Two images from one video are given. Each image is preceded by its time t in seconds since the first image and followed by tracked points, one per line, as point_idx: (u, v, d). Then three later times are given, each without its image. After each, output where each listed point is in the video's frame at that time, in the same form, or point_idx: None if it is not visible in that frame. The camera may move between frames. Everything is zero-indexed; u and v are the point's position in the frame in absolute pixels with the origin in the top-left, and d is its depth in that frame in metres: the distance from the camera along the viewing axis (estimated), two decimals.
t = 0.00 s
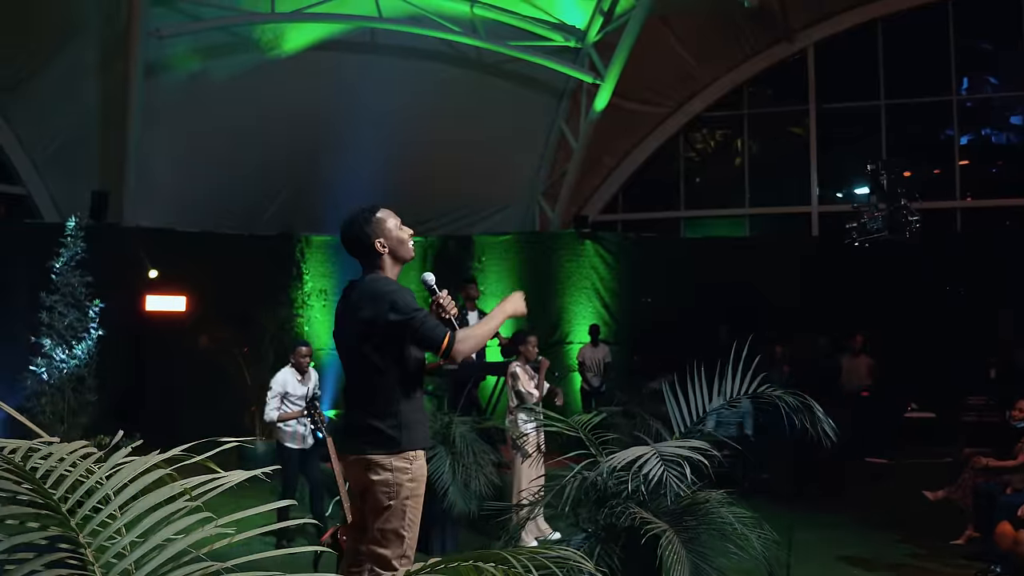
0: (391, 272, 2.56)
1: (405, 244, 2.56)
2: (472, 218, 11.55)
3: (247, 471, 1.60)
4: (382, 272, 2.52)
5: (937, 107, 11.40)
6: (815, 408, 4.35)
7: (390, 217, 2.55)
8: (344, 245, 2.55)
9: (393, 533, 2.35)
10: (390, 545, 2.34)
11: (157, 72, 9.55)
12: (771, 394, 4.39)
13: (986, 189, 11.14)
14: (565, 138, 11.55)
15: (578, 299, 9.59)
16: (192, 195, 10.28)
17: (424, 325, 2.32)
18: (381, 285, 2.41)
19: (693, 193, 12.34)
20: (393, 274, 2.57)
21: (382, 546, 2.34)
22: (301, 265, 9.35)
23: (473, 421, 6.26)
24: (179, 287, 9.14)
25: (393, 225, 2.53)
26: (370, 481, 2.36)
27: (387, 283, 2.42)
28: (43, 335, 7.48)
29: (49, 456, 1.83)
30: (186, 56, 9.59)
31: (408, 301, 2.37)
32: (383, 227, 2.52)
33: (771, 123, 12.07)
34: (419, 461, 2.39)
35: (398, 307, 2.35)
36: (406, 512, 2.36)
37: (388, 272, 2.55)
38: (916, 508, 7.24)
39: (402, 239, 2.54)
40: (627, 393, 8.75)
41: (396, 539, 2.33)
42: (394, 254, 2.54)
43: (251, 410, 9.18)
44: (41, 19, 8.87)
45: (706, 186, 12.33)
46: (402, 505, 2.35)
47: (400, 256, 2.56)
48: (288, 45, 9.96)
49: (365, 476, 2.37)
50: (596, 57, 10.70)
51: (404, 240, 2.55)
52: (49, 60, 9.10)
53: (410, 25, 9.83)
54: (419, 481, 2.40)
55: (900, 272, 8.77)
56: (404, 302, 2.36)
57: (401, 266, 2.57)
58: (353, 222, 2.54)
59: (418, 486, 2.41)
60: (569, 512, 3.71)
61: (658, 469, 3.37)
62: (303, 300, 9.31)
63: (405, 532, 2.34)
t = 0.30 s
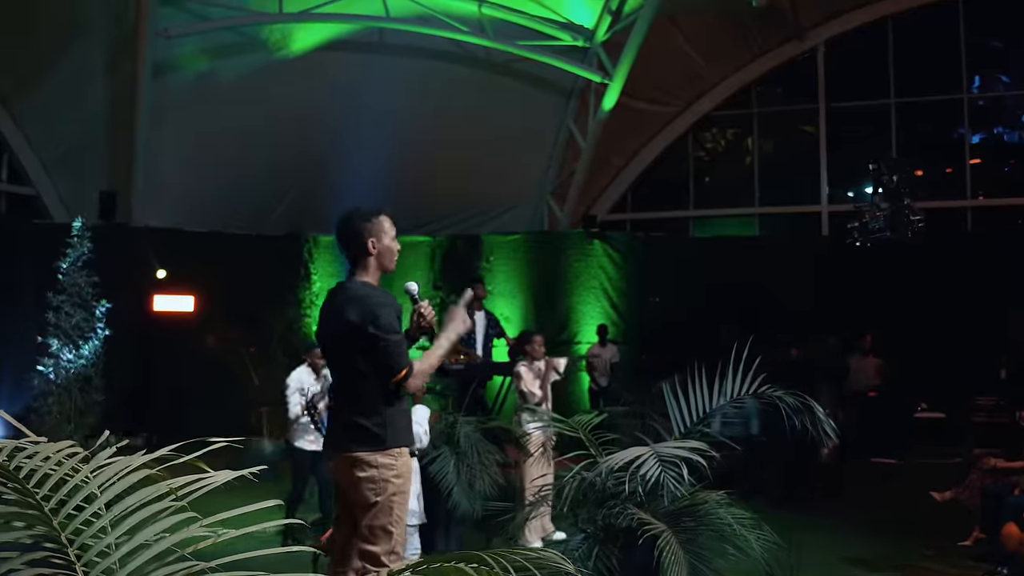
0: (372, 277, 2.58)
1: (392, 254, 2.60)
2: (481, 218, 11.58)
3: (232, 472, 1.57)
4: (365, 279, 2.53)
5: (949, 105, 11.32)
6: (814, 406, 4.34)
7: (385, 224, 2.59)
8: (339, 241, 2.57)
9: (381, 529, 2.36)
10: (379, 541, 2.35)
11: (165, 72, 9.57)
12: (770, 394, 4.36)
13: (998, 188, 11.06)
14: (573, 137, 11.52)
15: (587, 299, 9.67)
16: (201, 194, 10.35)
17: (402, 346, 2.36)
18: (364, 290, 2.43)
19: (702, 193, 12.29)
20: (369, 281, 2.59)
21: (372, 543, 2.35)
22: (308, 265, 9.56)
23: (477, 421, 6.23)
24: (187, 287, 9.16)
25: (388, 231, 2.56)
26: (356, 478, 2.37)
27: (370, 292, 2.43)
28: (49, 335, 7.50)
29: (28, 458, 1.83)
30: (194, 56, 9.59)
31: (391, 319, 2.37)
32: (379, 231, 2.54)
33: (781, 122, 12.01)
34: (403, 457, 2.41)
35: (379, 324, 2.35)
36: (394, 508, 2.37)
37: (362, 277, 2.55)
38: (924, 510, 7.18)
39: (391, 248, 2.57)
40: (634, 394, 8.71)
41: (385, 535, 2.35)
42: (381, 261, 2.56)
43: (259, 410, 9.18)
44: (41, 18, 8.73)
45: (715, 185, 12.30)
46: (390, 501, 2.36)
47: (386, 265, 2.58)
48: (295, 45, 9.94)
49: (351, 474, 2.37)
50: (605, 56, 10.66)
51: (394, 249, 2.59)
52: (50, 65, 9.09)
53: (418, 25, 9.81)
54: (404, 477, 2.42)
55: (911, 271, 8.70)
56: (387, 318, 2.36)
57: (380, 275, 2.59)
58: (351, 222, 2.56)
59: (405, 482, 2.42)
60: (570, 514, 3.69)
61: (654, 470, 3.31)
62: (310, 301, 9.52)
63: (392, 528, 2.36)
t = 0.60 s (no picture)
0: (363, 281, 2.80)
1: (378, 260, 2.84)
2: (493, 219, 11.55)
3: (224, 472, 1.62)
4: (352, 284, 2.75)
5: (963, 105, 11.27)
6: (817, 408, 4.33)
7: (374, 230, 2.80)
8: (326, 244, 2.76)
9: (367, 525, 2.64)
10: (366, 539, 2.63)
11: (177, 75, 9.65)
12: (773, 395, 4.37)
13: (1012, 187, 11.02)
14: (585, 138, 11.51)
15: (599, 299, 9.56)
16: (212, 198, 10.30)
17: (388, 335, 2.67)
18: (347, 293, 2.71)
19: (714, 193, 12.28)
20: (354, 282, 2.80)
21: (359, 539, 2.63)
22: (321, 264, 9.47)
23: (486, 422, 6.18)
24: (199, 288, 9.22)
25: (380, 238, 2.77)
26: (338, 479, 2.67)
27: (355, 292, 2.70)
28: (62, 336, 7.57)
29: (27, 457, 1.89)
30: (205, 58, 9.69)
31: (378, 311, 2.67)
32: (364, 236, 2.74)
33: (793, 122, 11.99)
34: (383, 457, 2.69)
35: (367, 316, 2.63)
36: (375, 506, 2.65)
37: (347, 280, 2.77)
38: (934, 510, 7.17)
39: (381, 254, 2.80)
40: (644, 394, 8.72)
41: (370, 533, 2.62)
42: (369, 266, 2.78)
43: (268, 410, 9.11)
44: (51, 22, 8.89)
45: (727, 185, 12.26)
46: (371, 499, 2.64)
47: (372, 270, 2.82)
48: (307, 46, 10.04)
49: (334, 475, 2.67)
50: (615, 57, 10.66)
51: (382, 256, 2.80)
52: (61, 65, 9.17)
53: (429, 26, 9.84)
54: (383, 475, 2.70)
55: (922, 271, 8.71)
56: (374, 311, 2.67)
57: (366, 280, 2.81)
58: (346, 229, 2.75)
59: (384, 481, 2.70)
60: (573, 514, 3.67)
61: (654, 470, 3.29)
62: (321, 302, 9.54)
63: (378, 523, 2.63)
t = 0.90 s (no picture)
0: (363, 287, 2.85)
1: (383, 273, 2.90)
2: (507, 219, 11.50)
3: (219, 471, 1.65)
4: (349, 286, 2.80)
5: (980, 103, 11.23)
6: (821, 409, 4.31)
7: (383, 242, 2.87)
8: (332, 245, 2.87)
9: (344, 522, 2.74)
10: (347, 534, 2.73)
11: (193, 77, 9.83)
12: (775, 395, 4.39)
13: None
14: (600, 138, 11.42)
15: (613, 299, 9.46)
16: (230, 201, 10.46)
17: (365, 337, 2.72)
18: (340, 293, 2.77)
19: (730, 193, 12.27)
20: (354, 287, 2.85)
21: (340, 535, 2.73)
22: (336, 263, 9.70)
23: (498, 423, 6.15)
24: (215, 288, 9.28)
25: (386, 250, 2.83)
26: (312, 480, 2.76)
27: (346, 292, 2.76)
28: (79, 337, 7.64)
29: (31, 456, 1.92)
30: (221, 60, 9.86)
31: (359, 313, 2.72)
32: (361, 241, 2.82)
33: (808, 121, 11.96)
34: (353, 453, 2.75)
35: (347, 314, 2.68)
36: (348, 502, 2.73)
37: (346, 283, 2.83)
38: (948, 510, 7.13)
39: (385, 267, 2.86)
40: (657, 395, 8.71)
41: (347, 529, 2.72)
42: (370, 275, 2.83)
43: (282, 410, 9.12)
44: (60, 26, 9.14)
45: (742, 185, 12.24)
46: (342, 496, 2.73)
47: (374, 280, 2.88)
48: (323, 49, 10.14)
49: (309, 477, 2.77)
50: (630, 57, 10.62)
51: (385, 268, 2.86)
52: (78, 68, 9.40)
53: (443, 27, 9.87)
54: (354, 467, 2.76)
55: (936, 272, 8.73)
56: (356, 312, 2.73)
57: (366, 286, 2.86)
58: (356, 237, 2.83)
59: (356, 472, 2.76)
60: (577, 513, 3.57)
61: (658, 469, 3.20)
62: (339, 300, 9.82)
63: (352, 520, 2.72)
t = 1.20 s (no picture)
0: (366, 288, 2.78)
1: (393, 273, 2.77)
2: (525, 219, 11.33)
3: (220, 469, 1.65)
4: (342, 285, 2.74)
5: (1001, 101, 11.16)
6: (831, 408, 4.33)
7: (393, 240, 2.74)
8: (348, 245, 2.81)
9: (320, 517, 2.67)
10: (321, 530, 2.67)
11: (215, 78, 10.06)
12: (785, 394, 4.41)
13: None
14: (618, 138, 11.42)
15: (632, 299, 9.32)
16: (250, 203, 10.51)
17: (332, 336, 2.65)
18: (332, 290, 2.72)
19: (750, 192, 12.25)
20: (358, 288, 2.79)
21: (316, 530, 2.68)
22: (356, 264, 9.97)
23: (513, 421, 5.94)
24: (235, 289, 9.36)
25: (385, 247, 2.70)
26: (296, 473, 2.71)
27: (334, 291, 2.71)
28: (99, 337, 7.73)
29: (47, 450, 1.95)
30: (242, 61, 10.06)
31: (330, 311, 2.65)
32: (365, 243, 2.72)
33: (827, 120, 11.93)
34: (331, 448, 2.67)
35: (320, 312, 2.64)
36: (324, 497, 2.67)
37: (350, 283, 2.78)
38: (964, 510, 7.10)
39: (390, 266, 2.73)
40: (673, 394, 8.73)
41: (320, 525, 2.66)
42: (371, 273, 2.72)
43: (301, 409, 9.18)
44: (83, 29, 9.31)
45: (761, 185, 12.21)
46: (319, 491, 2.67)
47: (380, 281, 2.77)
48: (342, 49, 10.29)
49: (295, 469, 2.72)
50: (648, 57, 10.62)
51: (388, 267, 2.73)
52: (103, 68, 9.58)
53: (461, 28, 9.93)
54: (333, 462, 2.68)
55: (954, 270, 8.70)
56: (332, 309, 2.66)
57: (367, 286, 2.77)
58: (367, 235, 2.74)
59: (336, 467, 2.68)
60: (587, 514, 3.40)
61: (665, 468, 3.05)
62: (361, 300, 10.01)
63: (323, 516, 2.65)
